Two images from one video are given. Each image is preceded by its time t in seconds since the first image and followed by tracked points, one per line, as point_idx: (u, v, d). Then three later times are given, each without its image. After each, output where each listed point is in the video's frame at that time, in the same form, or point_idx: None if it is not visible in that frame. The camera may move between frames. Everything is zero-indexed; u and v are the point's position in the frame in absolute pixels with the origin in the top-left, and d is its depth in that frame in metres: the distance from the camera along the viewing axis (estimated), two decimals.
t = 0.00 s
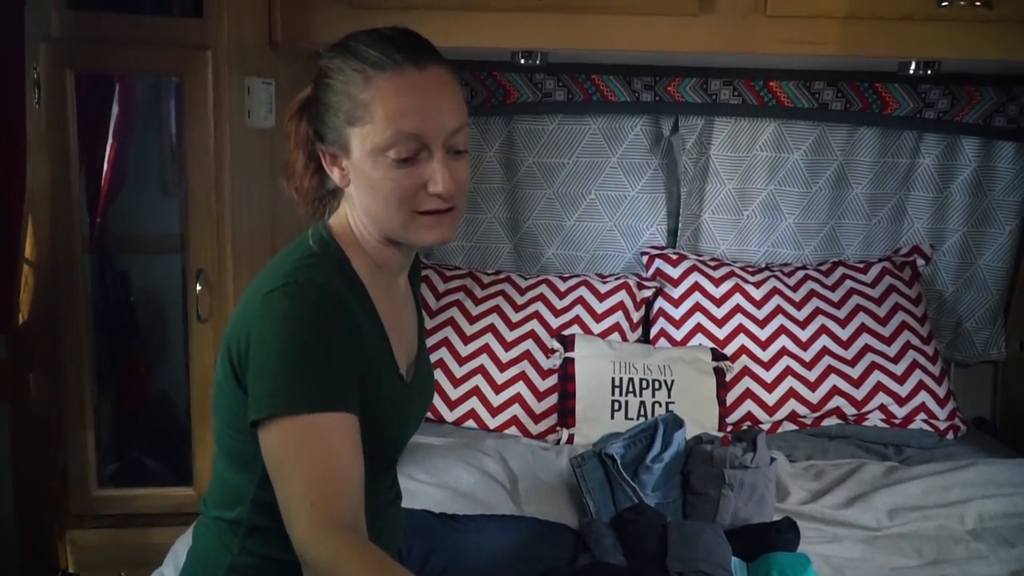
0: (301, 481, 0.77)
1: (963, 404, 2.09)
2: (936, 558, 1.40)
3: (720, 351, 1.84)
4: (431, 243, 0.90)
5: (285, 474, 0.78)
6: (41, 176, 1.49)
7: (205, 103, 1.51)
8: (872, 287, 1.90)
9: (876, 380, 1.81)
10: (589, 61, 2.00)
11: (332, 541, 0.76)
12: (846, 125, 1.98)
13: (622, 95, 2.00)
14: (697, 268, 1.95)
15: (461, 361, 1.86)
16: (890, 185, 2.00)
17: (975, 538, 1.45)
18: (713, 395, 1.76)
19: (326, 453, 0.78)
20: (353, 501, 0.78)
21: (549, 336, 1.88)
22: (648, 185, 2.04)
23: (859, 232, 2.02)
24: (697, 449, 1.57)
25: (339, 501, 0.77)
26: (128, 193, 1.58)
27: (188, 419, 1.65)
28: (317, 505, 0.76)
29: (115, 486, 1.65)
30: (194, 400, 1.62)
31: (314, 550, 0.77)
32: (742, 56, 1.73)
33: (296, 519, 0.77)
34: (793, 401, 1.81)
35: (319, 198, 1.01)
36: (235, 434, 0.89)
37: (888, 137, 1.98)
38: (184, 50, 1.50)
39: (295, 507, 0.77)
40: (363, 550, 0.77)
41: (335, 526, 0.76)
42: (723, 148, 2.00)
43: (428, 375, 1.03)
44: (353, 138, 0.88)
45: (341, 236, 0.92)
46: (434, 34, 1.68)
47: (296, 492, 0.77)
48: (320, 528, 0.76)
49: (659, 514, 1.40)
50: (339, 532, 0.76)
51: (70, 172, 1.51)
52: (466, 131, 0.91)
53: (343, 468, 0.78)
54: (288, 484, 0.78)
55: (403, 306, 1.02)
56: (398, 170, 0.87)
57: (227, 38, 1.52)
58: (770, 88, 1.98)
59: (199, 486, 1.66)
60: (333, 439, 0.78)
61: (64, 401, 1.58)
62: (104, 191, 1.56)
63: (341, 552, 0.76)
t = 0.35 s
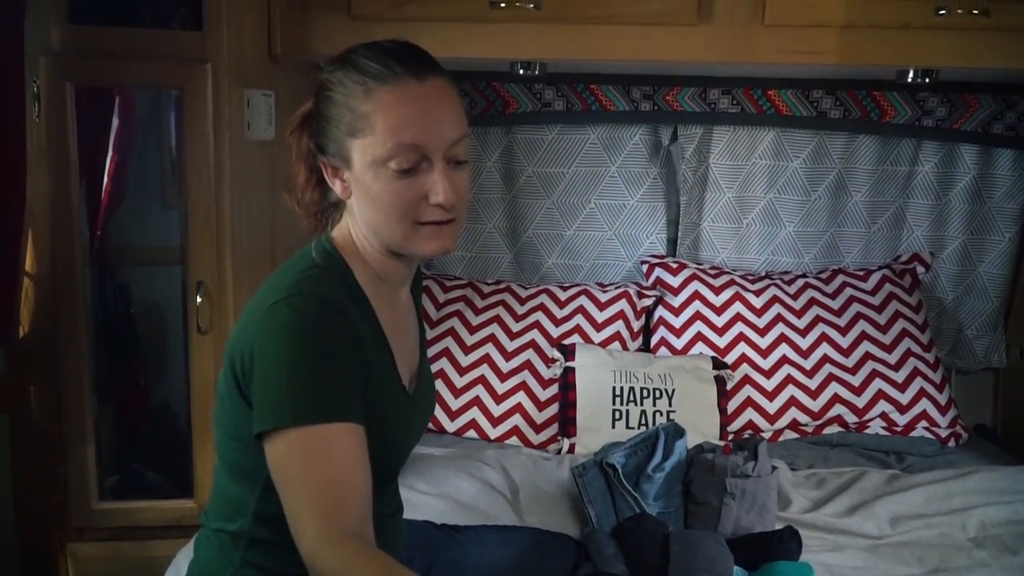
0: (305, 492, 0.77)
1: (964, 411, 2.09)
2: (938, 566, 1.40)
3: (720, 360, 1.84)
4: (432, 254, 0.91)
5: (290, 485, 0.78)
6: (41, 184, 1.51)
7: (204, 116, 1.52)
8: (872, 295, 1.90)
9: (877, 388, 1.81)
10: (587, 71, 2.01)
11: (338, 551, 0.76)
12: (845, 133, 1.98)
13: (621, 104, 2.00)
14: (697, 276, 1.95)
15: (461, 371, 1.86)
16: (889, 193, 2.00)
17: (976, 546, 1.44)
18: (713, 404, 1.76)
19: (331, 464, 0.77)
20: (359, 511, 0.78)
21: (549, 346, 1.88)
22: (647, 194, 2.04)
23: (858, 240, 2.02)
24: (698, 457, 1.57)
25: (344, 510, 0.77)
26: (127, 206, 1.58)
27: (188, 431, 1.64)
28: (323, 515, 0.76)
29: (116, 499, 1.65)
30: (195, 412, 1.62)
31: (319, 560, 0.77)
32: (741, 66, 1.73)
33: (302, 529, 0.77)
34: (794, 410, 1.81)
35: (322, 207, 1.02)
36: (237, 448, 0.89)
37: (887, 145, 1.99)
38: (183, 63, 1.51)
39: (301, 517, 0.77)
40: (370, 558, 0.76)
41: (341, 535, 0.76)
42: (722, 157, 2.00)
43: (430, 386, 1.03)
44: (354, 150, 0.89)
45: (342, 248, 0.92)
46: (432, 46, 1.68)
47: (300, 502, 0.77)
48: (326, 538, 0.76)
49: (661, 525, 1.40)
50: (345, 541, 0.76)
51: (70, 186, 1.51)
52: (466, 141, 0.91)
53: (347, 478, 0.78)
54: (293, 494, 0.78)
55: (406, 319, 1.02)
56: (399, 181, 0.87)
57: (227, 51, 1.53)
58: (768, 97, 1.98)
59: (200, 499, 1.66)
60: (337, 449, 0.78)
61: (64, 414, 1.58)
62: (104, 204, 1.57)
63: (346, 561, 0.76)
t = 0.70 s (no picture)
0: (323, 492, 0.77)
1: (966, 418, 2.08)
2: (940, 573, 1.39)
3: (722, 366, 1.84)
4: (446, 260, 0.91)
5: (308, 484, 0.78)
6: (41, 191, 1.51)
7: (206, 123, 1.52)
8: (873, 301, 1.90)
9: (878, 395, 1.81)
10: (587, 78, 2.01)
11: (357, 553, 0.76)
12: (846, 140, 1.98)
13: (622, 111, 2.00)
14: (698, 283, 1.94)
15: (462, 377, 1.86)
16: (890, 199, 2.00)
17: (978, 553, 1.44)
18: (715, 411, 1.75)
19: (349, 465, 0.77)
20: (376, 513, 0.77)
21: (551, 352, 1.88)
22: (648, 201, 2.04)
23: (859, 247, 2.02)
24: (699, 464, 1.57)
25: (361, 513, 0.76)
26: (128, 213, 1.58)
27: (189, 438, 1.64)
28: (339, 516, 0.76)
29: (117, 505, 1.65)
30: (196, 419, 1.62)
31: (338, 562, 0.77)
32: (742, 72, 1.73)
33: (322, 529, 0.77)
34: (795, 417, 1.81)
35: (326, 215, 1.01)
36: (247, 454, 0.89)
37: (888, 152, 1.99)
38: (185, 70, 1.51)
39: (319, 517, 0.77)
40: (390, 560, 0.76)
41: (359, 537, 0.76)
42: (723, 163, 2.00)
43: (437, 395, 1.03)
44: (371, 154, 0.89)
45: (355, 253, 0.92)
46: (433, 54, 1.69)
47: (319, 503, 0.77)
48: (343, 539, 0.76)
49: (662, 531, 1.39)
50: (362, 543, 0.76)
51: (71, 193, 1.52)
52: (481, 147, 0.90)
53: (365, 480, 0.77)
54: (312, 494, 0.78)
55: (416, 328, 1.01)
56: (414, 185, 0.87)
57: (228, 58, 1.53)
58: (769, 104, 1.98)
59: (200, 505, 1.65)
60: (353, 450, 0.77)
61: (65, 420, 1.58)
62: (105, 211, 1.57)
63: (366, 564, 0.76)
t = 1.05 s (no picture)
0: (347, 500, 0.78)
1: (967, 418, 2.08)
2: (940, 574, 1.39)
3: (722, 367, 1.84)
4: (461, 262, 0.91)
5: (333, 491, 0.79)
6: (41, 195, 1.51)
7: (206, 125, 1.52)
8: (873, 302, 1.90)
9: (879, 395, 1.81)
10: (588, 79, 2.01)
11: (384, 563, 0.77)
12: (846, 140, 1.98)
13: (622, 112, 2.00)
14: (699, 284, 1.94)
15: (462, 379, 1.86)
16: (890, 200, 2.00)
17: (978, 553, 1.44)
18: (716, 412, 1.75)
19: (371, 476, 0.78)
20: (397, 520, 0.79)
21: (551, 353, 1.88)
22: (649, 202, 2.04)
23: (860, 248, 2.02)
24: (699, 465, 1.57)
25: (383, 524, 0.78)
26: (129, 215, 1.58)
27: (189, 440, 1.64)
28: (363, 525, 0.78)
29: (117, 508, 1.65)
30: (197, 421, 1.62)
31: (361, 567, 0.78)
32: (742, 73, 1.73)
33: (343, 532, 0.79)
34: (796, 417, 1.81)
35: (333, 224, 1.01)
36: (260, 458, 0.89)
37: (888, 152, 1.99)
38: (185, 73, 1.51)
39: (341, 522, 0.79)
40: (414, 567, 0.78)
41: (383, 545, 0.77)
42: (723, 164, 2.00)
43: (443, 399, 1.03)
44: (385, 154, 0.89)
45: (367, 258, 0.92)
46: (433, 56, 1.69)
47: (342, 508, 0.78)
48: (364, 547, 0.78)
49: (662, 533, 1.39)
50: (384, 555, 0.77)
51: (71, 195, 1.52)
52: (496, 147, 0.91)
53: (385, 491, 0.78)
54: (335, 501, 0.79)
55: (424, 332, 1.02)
56: (430, 185, 0.87)
57: (228, 60, 1.53)
58: (769, 105, 1.99)
59: (201, 508, 1.65)
60: (378, 460, 0.78)
61: (65, 423, 1.58)
62: (105, 213, 1.57)
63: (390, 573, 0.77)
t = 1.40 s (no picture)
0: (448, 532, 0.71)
1: (965, 417, 2.09)
2: (939, 572, 1.40)
3: (722, 366, 1.84)
4: (476, 285, 0.87)
5: (426, 529, 0.71)
6: (41, 193, 1.51)
7: (205, 124, 1.52)
8: (872, 301, 1.90)
9: (878, 394, 1.81)
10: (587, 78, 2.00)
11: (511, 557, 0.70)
12: (845, 140, 1.98)
13: (621, 111, 2.00)
14: (698, 283, 1.95)
15: (462, 377, 1.86)
16: (890, 199, 2.00)
17: (977, 552, 1.45)
18: (715, 410, 1.75)
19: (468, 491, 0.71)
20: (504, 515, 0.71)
21: (550, 352, 1.88)
22: (648, 201, 2.04)
23: (859, 247, 2.03)
24: (698, 464, 1.57)
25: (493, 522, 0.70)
26: (128, 213, 1.58)
27: (189, 438, 1.64)
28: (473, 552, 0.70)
29: (117, 507, 1.65)
30: (196, 420, 1.62)
31: None
32: (742, 72, 1.73)
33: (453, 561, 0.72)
34: (794, 416, 1.81)
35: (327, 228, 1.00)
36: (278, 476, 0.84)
37: (887, 151, 1.99)
38: (184, 72, 1.51)
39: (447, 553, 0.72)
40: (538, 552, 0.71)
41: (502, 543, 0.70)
42: (722, 163, 2.00)
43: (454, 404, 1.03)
44: (380, 180, 0.86)
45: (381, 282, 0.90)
46: (432, 54, 1.69)
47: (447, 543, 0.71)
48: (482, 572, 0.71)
49: (662, 532, 1.40)
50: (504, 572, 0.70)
51: (70, 193, 1.52)
52: (496, 158, 0.87)
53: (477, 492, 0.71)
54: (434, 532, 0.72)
55: (436, 343, 1.00)
56: (432, 210, 0.84)
57: (227, 59, 1.53)
58: (769, 104, 1.98)
59: (201, 507, 1.65)
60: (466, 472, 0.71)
61: (65, 421, 1.58)
62: (105, 211, 1.57)
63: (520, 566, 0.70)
